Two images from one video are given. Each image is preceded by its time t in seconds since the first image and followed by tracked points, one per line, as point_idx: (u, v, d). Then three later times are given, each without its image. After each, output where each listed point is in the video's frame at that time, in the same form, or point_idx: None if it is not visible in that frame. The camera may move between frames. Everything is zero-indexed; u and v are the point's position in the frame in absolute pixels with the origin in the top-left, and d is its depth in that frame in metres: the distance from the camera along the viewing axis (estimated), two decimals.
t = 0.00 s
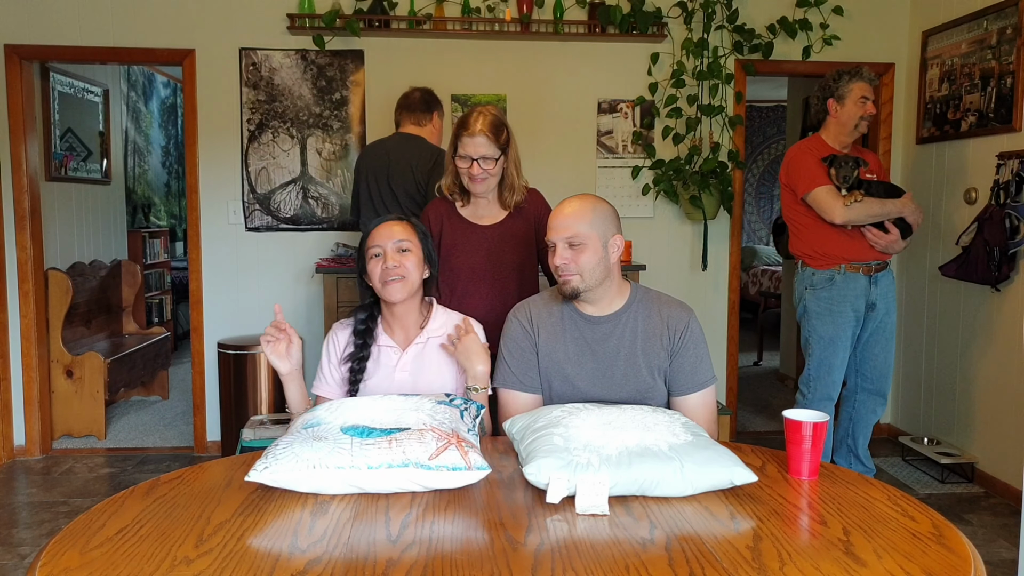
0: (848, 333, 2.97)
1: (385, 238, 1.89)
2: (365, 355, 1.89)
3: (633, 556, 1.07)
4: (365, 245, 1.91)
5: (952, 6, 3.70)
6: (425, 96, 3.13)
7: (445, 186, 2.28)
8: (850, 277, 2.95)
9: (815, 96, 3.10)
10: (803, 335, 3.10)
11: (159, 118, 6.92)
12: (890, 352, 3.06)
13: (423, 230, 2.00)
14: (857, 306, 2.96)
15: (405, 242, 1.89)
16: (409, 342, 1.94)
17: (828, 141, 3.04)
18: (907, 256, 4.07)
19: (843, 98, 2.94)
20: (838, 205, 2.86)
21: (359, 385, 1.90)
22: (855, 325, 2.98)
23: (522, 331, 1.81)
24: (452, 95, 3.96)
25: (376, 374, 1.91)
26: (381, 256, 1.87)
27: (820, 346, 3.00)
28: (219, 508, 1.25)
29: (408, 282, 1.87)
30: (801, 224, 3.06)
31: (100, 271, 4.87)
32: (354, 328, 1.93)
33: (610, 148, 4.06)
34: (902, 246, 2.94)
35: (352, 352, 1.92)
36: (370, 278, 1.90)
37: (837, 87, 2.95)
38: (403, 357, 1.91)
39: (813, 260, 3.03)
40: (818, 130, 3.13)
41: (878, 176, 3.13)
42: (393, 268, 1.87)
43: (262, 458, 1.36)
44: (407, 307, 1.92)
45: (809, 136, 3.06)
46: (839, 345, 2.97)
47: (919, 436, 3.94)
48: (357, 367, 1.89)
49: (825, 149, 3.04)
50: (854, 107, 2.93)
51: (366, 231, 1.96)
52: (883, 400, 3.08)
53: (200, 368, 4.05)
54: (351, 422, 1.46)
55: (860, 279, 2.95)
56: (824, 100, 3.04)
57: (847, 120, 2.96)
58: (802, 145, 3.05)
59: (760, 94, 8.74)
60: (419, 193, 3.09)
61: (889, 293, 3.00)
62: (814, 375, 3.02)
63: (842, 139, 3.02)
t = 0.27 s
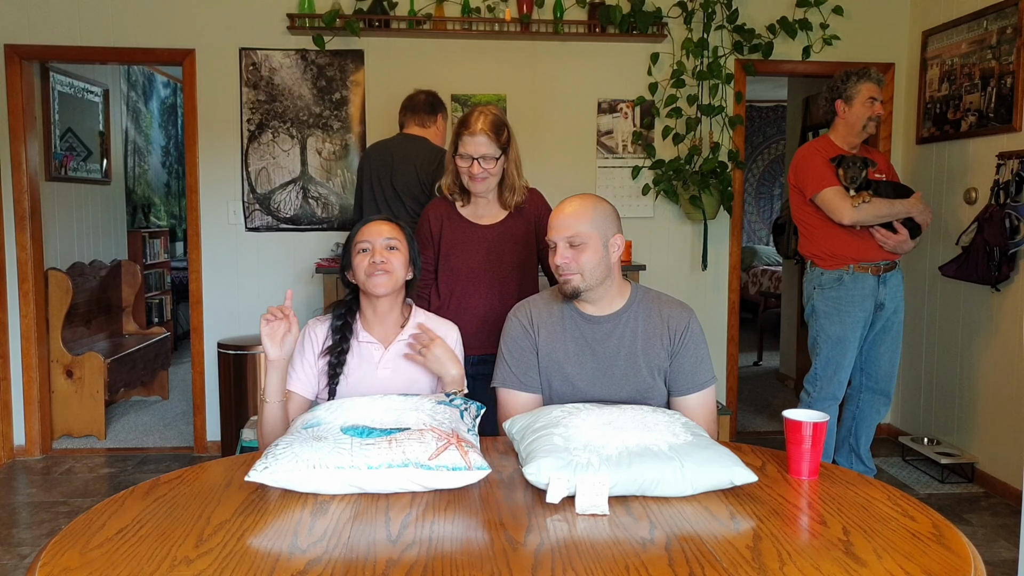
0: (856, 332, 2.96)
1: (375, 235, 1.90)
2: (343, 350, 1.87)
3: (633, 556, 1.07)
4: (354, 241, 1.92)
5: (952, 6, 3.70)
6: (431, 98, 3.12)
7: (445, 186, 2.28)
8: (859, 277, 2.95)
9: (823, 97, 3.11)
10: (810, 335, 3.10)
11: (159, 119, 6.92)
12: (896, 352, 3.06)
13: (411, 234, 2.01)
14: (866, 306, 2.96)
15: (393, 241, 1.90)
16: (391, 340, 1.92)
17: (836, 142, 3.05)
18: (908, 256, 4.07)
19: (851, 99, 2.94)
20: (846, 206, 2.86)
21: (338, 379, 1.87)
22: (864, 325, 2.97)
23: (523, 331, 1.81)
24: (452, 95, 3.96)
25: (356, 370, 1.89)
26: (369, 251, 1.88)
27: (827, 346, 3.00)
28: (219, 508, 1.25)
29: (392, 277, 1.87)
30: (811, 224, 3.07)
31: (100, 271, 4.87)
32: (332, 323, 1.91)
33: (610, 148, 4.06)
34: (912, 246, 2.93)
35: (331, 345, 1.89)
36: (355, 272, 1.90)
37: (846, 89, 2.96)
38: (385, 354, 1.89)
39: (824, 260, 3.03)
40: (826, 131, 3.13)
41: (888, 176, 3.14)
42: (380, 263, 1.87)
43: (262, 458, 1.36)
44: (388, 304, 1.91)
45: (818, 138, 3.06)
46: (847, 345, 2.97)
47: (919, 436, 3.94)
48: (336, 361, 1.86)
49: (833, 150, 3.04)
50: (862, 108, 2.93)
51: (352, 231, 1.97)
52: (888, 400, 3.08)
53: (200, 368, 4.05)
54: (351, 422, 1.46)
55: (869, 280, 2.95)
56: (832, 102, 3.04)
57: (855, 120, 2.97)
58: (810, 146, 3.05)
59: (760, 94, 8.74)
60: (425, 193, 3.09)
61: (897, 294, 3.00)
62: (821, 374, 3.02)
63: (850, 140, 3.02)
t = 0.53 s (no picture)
0: (865, 333, 2.96)
1: (371, 236, 1.90)
2: (349, 350, 1.87)
3: (633, 556, 1.07)
4: (349, 241, 1.91)
5: (952, 6, 3.70)
6: (433, 98, 3.11)
7: (445, 185, 2.28)
8: (867, 278, 2.95)
9: (831, 99, 3.11)
10: (818, 334, 3.10)
11: (159, 119, 6.92)
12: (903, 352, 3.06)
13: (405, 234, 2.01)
14: (875, 306, 2.96)
15: (387, 241, 1.89)
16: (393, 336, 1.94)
17: (845, 143, 3.04)
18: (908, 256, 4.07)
19: (859, 100, 2.95)
20: (855, 207, 2.86)
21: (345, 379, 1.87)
22: (873, 325, 2.97)
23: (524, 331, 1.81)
24: (452, 95, 3.96)
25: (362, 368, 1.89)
26: (366, 252, 1.88)
27: (835, 346, 3.01)
28: (219, 508, 1.25)
29: (390, 276, 1.86)
30: (819, 226, 3.06)
31: (101, 271, 4.87)
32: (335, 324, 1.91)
33: (610, 148, 4.06)
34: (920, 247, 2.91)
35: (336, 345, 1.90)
36: (351, 272, 1.90)
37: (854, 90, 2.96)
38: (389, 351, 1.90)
39: (833, 261, 3.03)
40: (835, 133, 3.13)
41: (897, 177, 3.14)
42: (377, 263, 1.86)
43: (262, 458, 1.36)
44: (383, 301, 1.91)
45: (827, 139, 3.05)
46: (856, 344, 2.97)
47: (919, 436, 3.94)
48: (342, 360, 1.86)
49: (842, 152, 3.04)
50: (869, 110, 2.94)
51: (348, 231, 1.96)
52: (893, 401, 3.09)
53: (200, 368, 4.05)
54: (351, 422, 1.46)
55: (878, 280, 2.95)
56: (841, 103, 3.05)
57: (864, 122, 2.97)
58: (818, 148, 3.05)
59: (760, 94, 8.74)
60: (427, 193, 3.08)
61: (906, 294, 3.00)
62: (827, 373, 3.02)
63: (858, 141, 3.02)
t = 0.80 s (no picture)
0: (871, 333, 2.96)
1: (381, 239, 1.89)
2: (359, 347, 1.88)
3: (633, 557, 1.07)
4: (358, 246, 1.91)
5: (952, 6, 3.70)
6: (434, 98, 3.11)
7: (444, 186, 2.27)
8: (873, 278, 2.95)
9: (839, 100, 3.12)
10: (823, 334, 3.10)
11: (159, 119, 6.92)
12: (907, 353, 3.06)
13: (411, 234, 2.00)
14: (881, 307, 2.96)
15: (397, 245, 1.89)
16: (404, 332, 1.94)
17: (851, 145, 3.04)
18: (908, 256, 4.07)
19: (865, 102, 2.95)
20: (859, 210, 2.86)
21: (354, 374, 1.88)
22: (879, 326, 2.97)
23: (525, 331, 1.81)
24: (452, 95, 3.96)
25: (371, 364, 1.90)
26: (378, 256, 1.88)
27: (841, 346, 3.00)
28: (219, 508, 1.25)
29: (403, 280, 1.87)
30: (825, 228, 3.07)
31: (100, 271, 4.87)
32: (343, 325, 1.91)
33: (610, 148, 4.06)
34: (927, 249, 2.91)
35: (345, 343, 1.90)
36: (364, 277, 1.90)
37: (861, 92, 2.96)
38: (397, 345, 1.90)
39: (838, 262, 3.03)
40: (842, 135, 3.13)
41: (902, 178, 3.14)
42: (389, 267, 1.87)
43: (262, 458, 1.36)
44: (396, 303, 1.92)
45: (833, 141, 3.06)
46: (861, 345, 2.97)
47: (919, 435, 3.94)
48: (352, 358, 1.87)
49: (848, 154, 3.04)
50: (876, 111, 2.93)
51: (354, 234, 1.95)
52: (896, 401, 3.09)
53: (200, 367, 4.05)
54: (351, 422, 1.46)
55: (884, 281, 2.95)
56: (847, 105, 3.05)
57: (870, 125, 2.97)
58: (824, 150, 3.05)
59: (760, 94, 8.74)
60: (427, 193, 3.08)
61: (912, 295, 3.00)
62: (832, 373, 3.01)
63: (864, 143, 3.02)
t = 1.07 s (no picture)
0: (873, 333, 2.96)
1: (387, 238, 1.89)
2: (360, 345, 1.88)
3: (633, 556, 1.08)
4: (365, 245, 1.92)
5: (952, 6, 3.70)
6: (435, 97, 3.11)
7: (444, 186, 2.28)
8: (876, 278, 2.96)
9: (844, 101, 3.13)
10: (825, 334, 3.10)
11: (159, 119, 6.92)
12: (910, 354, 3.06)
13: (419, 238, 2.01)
14: (884, 307, 2.96)
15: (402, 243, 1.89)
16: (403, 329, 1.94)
17: (855, 145, 3.04)
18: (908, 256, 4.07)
19: (869, 103, 2.95)
20: (861, 210, 2.86)
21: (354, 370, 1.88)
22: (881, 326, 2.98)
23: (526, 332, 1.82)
24: (452, 95, 3.96)
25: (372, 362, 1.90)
26: (382, 253, 1.88)
27: (842, 346, 3.01)
28: (219, 508, 1.25)
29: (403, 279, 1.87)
30: (828, 228, 3.07)
31: (101, 271, 4.87)
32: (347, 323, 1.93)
33: (610, 148, 4.06)
34: (930, 250, 2.90)
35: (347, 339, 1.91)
36: (366, 274, 1.90)
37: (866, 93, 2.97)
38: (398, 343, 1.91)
39: (841, 262, 3.04)
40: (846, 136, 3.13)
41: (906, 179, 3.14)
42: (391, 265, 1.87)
43: (262, 458, 1.36)
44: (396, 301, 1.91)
45: (838, 141, 3.06)
46: (863, 345, 2.97)
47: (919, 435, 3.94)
48: (353, 354, 1.87)
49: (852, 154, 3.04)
50: (879, 112, 2.94)
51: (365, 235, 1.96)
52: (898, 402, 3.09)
53: (200, 367, 4.06)
54: (351, 422, 1.46)
55: (886, 281, 2.95)
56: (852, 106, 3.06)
57: (874, 126, 2.97)
58: (828, 150, 3.05)
59: (760, 94, 8.74)
60: (427, 193, 3.09)
61: (915, 296, 3.00)
62: (834, 373, 3.02)
63: (869, 143, 3.02)
